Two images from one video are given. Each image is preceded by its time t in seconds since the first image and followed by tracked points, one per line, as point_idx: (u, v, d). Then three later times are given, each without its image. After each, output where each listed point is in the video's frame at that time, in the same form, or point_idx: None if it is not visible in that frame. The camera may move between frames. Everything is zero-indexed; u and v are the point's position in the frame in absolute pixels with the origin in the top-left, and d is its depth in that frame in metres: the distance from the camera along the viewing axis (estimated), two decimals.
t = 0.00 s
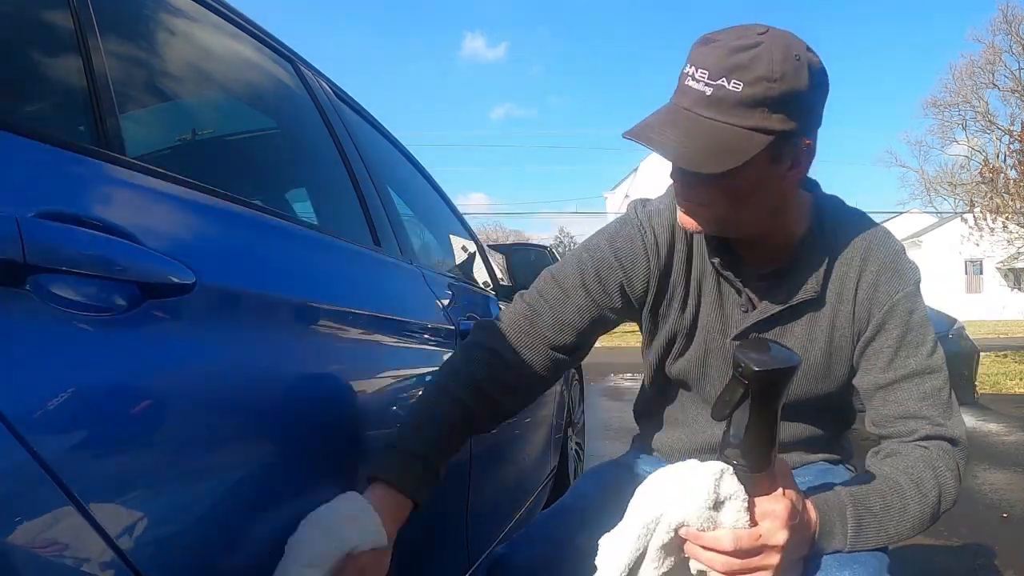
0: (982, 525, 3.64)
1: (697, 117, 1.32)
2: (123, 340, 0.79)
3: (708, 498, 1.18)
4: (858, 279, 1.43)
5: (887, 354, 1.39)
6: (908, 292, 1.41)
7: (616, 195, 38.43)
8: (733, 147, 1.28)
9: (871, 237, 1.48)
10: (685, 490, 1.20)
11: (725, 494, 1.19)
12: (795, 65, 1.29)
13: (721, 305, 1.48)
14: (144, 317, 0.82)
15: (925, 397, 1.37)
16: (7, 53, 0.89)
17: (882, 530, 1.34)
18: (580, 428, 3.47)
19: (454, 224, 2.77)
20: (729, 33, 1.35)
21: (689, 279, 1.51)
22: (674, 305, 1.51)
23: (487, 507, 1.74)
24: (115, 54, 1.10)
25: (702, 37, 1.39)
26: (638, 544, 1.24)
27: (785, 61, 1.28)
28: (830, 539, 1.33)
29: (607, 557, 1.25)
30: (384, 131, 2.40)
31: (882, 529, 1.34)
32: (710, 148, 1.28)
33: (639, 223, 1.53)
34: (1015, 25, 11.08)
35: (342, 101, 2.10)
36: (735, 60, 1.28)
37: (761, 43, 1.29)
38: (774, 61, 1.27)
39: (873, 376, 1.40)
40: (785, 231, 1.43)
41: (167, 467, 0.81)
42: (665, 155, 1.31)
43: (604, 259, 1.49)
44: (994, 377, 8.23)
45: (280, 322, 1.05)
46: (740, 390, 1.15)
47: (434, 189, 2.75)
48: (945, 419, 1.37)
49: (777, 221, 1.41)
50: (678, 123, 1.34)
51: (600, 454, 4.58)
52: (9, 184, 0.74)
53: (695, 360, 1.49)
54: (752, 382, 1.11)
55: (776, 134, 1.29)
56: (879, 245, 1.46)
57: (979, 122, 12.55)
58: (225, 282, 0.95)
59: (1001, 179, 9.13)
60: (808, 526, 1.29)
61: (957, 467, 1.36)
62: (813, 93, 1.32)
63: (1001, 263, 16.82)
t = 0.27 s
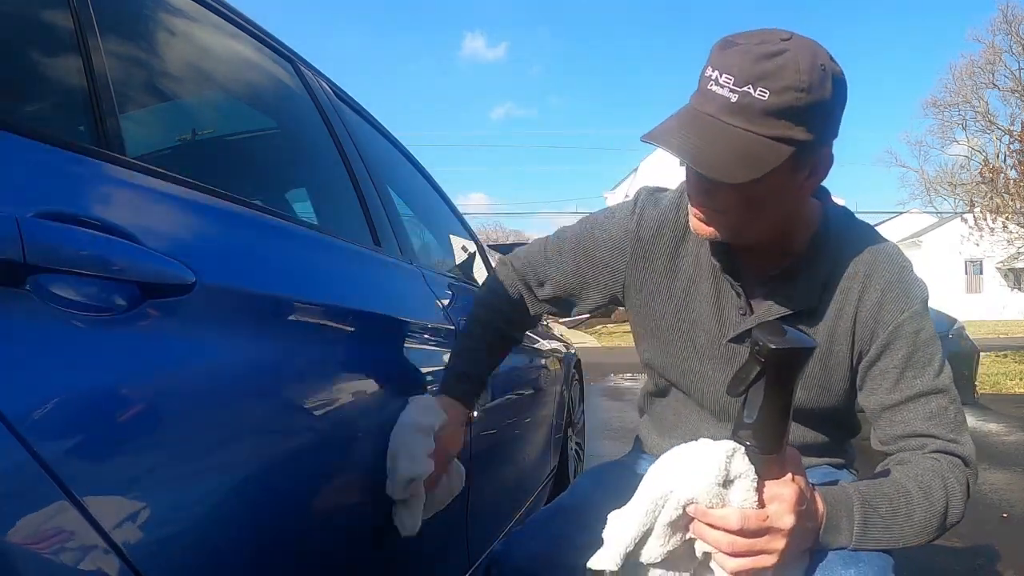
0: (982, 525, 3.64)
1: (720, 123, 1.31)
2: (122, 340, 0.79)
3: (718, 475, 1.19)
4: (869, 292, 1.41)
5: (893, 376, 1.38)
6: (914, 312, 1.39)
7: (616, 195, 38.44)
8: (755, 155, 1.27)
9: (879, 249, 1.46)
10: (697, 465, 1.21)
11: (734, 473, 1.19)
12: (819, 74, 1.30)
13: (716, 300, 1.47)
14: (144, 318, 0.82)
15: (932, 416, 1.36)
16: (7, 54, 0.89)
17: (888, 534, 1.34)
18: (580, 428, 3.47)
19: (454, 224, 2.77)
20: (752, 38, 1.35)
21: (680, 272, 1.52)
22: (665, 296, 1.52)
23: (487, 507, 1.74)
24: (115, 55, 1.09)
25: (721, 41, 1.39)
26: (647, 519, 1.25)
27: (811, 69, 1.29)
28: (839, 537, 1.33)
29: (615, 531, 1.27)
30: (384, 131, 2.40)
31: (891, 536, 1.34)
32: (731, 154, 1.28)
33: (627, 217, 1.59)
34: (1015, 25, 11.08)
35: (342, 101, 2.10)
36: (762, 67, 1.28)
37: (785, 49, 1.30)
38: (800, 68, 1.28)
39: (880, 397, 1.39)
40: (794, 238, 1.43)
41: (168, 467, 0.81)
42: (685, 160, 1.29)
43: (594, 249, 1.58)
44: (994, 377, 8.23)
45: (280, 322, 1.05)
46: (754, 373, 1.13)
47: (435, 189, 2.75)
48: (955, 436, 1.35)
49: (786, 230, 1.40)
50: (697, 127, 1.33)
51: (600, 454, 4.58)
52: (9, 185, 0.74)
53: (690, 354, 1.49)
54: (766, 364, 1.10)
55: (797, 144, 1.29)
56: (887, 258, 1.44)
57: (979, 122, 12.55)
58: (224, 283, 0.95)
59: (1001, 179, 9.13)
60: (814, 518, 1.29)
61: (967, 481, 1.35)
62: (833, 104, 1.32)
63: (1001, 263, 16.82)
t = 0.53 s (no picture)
0: (982, 525, 3.64)
1: (704, 140, 1.29)
2: (122, 341, 0.79)
3: (716, 498, 1.19)
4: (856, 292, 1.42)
5: (882, 366, 1.39)
6: (900, 303, 1.40)
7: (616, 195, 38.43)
8: (740, 173, 1.26)
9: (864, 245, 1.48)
10: (693, 490, 1.20)
11: (731, 495, 1.20)
12: (805, 86, 1.29)
13: (706, 312, 1.48)
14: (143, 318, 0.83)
15: (923, 405, 1.37)
16: (7, 53, 0.89)
17: (889, 532, 1.34)
18: (580, 428, 3.47)
19: (454, 224, 2.77)
20: (735, 47, 1.33)
21: (670, 284, 1.49)
22: (655, 310, 1.49)
23: (487, 507, 1.74)
24: (115, 55, 1.09)
25: (702, 49, 1.37)
26: (647, 549, 1.22)
27: (797, 82, 1.27)
28: (839, 540, 1.33)
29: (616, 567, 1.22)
30: (384, 131, 2.40)
31: (890, 528, 1.34)
32: (716, 175, 1.26)
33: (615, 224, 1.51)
34: (1015, 25, 11.08)
35: (342, 101, 2.10)
36: (748, 81, 1.26)
37: (770, 62, 1.28)
38: (786, 81, 1.27)
39: (870, 388, 1.40)
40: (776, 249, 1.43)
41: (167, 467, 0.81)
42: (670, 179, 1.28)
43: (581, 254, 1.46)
44: (994, 377, 8.23)
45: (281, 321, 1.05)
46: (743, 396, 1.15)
47: (435, 189, 2.75)
48: (946, 423, 1.36)
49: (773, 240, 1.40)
50: (680, 142, 1.31)
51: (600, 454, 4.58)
52: (9, 185, 0.74)
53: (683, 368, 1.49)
54: (756, 385, 1.12)
55: (782, 160, 1.29)
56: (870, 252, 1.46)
57: (979, 122, 12.54)
58: (224, 283, 0.95)
59: (1001, 179, 9.13)
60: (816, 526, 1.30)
61: (960, 469, 1.36)
62: (817, 117, 1.31)
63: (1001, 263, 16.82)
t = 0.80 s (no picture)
0: (982, 525, 3.64)
1: (741, 135, 1.28)
2: (122, 341, 0.79)
3: (731, 482, 1.19)
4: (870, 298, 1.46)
5: (891, 372, 1.43)
6: (912, 312, 1.45)
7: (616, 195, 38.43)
8: (775, 171, 1.25)
9: (877, 252, 1.52)
10: (708, 474, 1.20)
11: (746, 480, 1.20)
12: (844, 86, 1.29)
13: (720, 312, 1.45)
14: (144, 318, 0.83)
15: (927, 413, 1.41)
16: (7, 53, 0.89)
17: (890, 537, 1.36)
18: (580, 428, 3.47)
19: (454, 224, 2.77)
20: (771, 41, 1.33)
21: (684, 283, 1.47)
22: (670, 308, 1.47)
23: (487, 507, 1.74)
24: (115, 55, 1.09)
25: (737, 43, 1.36)
26: (654, 535, 1.20)
27: (836, 82, 1.27)
28: (843, 540, 1.34)
29: (620, 551, 1.20)
30: (385, 131, 2.40)
31: (893, 533, 1.36)
32: (753, 171, 1.25)
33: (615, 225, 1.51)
34: (1015, 24, 11.08)
35: (342, 101, 2.10)
36: (789, 78, 1.26)
37: (808, 60, 1.28)
38: (825, 80, 1.26)
39: (878, 392, 1.44)
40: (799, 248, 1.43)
41: (169, 468, 0.81)
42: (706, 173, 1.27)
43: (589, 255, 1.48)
44: (994, 377, 8.23)
45: (280, 322, 1.05)
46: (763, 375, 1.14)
47: (434, 189, 2.75)
48: (948, 433, 1.41)
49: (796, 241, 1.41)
50: (718, 136, 1.30)
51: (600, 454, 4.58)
52: (10, 185, 0.74)
53: (697, 371, 1.46)
54: (777, 365, 1.11)
55: (816, 159, 1.28)
56: (883, 261, 1.51)
57: (979, 123, 12.55)
58: (225, 283, 0.95)
59: (1001, 178, 9.13)
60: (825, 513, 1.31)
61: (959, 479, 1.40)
62: (851, 118, 1.32)
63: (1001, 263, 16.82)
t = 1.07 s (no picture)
0: (982, 525, 3.64)
1: (716, 159, 1.27)
2: (122, 341, 0.79)
3: (723, 489, 1.18)
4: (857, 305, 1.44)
5: (877, 372, 1.43)
6: (898, 312, 1.45)
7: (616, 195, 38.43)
8: (751, 195, 1.24)
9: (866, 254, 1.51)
10: (701, 480, 1.20)
11: (739, 486, 1.20)
12: (819, 99, 1.27)
13: (700, 309, 1.44)
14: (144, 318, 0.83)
15: (916, 412, 1.41)
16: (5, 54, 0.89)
17: (885, 536, 1.35)
18: (580, 428, 3.47)
19: (454, 225, 2.77)
20: (745, 54, 1.31)
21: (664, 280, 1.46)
22: (649, 304, 1.45)
23: (487, 507, 1.74)
24: (115, 55, 1.10)
25: (710, 57, 1.34)
26: (646, 541, 1.20)
27: (811, 97, 1.25)
28: (835, 541, 1.34)
29: (615, 558, 1.19)
30: (384, 131, 2.40)
31: (885, 532, 1.35)
32: (728, 197, 1.24)
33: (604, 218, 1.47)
34: (1015, 24, 11.08)
35: (342, 101, 2.10)
36: (761, 98, 1.24)
37: (781, 75, 1.26)
38: (800, 95, 1.25)
39: (863, 394, 1.44)
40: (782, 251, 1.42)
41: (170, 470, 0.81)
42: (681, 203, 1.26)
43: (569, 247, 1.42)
44: (994, 377, 8.22)
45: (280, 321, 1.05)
46: (756, 384, 1.20)
47: (434, 189, 2.75)
48: (939, 431, 1.40)
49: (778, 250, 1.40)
50: (691, 161, 1.29)
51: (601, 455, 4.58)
52: (9, 185, 0.74)
53: (675, 366, 1.44)
54: (769, 373, 1.18)
55: (789, 179, 1.27)
56: (871, 263, 1.50)
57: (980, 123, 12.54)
58: (224, 283, 0.95)
59: (1001, 179, 9.13)
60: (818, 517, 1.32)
61: (951, 476, 1.39)
62: (828, 128, 1.30)
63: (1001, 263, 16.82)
